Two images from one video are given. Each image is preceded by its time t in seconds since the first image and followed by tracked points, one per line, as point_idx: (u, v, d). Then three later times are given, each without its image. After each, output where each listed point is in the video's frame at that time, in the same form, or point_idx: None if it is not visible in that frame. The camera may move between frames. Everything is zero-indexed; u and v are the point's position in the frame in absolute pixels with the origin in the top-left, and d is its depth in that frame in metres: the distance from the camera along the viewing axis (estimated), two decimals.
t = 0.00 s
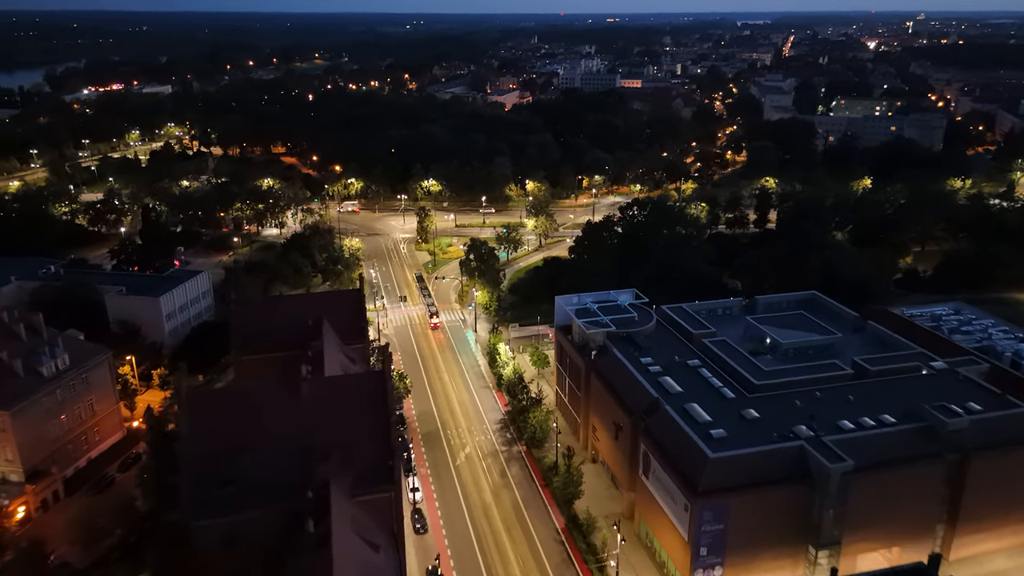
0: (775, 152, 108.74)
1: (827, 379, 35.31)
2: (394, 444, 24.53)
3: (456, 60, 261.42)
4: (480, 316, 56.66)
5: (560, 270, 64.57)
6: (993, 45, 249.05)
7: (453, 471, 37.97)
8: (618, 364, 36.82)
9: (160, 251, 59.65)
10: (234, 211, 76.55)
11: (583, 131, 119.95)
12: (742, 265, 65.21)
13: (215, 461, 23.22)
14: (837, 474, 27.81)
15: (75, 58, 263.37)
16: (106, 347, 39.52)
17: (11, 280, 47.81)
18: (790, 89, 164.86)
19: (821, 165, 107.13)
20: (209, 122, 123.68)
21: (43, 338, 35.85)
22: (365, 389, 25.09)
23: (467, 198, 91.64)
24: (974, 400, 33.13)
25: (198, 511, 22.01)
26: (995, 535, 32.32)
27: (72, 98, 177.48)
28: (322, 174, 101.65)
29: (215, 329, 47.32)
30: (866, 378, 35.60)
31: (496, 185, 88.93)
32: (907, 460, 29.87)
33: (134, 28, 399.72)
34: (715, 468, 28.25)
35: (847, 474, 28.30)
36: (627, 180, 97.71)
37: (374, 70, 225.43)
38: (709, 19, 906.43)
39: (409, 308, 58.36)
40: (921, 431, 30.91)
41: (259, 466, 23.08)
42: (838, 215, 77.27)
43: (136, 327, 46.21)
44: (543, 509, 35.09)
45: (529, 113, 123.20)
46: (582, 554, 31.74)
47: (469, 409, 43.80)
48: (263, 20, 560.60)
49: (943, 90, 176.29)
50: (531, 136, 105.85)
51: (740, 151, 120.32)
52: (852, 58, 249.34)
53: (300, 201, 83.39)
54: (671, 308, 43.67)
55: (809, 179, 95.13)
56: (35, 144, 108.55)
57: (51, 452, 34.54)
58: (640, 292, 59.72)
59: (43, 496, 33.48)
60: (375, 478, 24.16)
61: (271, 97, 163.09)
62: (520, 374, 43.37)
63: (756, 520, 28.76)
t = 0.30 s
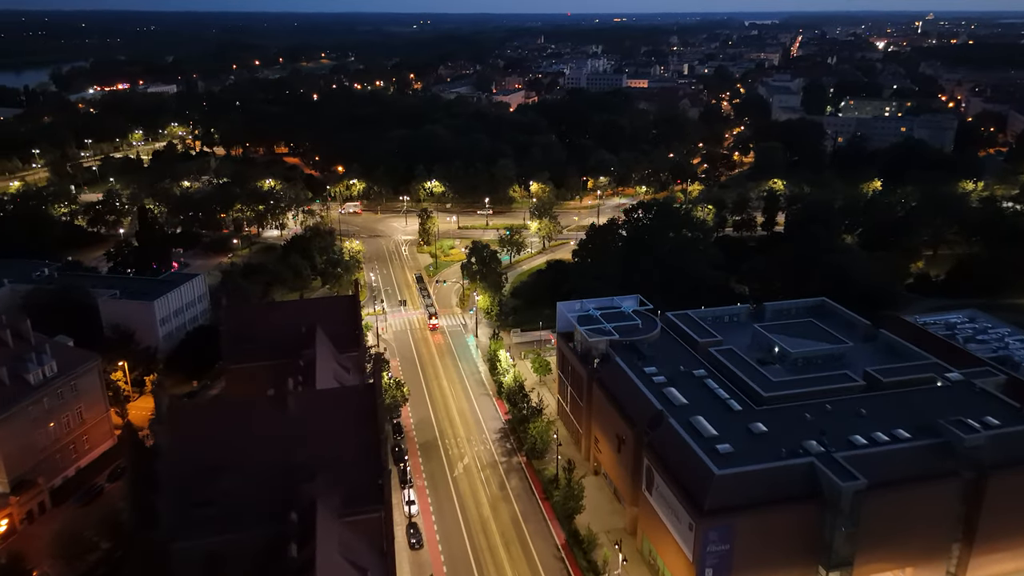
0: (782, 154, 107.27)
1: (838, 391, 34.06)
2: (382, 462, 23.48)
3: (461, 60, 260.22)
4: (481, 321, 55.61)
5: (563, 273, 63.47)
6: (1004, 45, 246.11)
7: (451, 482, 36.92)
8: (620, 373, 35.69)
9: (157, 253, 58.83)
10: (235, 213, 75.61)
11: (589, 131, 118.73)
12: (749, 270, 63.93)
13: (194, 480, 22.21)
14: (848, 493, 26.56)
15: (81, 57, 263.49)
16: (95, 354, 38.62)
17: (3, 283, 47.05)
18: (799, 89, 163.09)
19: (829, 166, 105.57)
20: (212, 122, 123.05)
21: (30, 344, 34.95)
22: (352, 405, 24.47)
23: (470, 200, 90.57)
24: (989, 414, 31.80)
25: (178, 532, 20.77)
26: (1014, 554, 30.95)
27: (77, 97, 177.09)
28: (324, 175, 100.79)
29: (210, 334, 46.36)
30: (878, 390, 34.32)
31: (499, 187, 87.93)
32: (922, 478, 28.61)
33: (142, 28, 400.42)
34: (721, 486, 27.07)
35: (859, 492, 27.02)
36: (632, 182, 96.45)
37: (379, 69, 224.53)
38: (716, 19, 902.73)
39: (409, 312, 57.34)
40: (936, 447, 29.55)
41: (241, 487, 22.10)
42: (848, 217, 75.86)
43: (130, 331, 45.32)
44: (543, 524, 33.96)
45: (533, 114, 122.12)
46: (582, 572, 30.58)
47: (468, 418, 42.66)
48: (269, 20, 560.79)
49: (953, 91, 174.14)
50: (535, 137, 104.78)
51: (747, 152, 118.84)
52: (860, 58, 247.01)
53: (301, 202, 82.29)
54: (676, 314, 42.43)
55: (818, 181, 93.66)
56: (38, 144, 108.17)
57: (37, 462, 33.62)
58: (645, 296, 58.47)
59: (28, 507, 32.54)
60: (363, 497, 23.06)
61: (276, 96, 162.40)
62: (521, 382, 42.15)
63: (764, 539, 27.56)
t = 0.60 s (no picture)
0: (791, 155, 105.78)
1: (849, 404, 32.77)
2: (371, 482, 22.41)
3: (467, 60, 259.11)
4: (483, 326, 54.55)
5: (567, 277, 62.37)
6: (1015, 44, 243.25)
7: (449, 495, 35.82)
8: (623, 384, 34.49)
9: (154, 255, 58.03)
10: (235, 214, 74.62)
11: (594, 132, 117.49)
12: (756, 274, 62.70)
13: (173, 501, 21.31)
14: (861, 514, 25.28)
15: (87, 57, 263.71)
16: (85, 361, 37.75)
17: None
18: (807, 89, 161.36)
19: (838, 167, 104.02)
20: (215, 122, 122.44)
21: (17, 352, 34.11)
22: (341, 421, 23.13)
23: (474, 201, 89.53)
24: (1009, 430, 30.39)
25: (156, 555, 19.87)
26: None
27: (82, 97, 176.91)
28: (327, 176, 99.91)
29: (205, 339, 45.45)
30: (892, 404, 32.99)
31: (503, 188, 86.91)
32: (938, 497, 27.30)
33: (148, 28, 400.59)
34: (727, 506, 25.87)
35: (874, 512, 25.76)
36: (637, 183, 95.22)
37: (384, 69, 223.73)
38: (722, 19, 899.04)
39: (409, 316, 56.34)
40: (954, 465, 28.21)
41: (222, 507, 21.22)
42: (858, 220, 74.49)
43: (124, 335, 44.42)
44: (543, 540, 32.80)
45: (538, 114, 121.03)
46: None
47: (468, 428, 41.52)
48: (276, 19, 561.11)
49: (964, 91, 171.94)
50: (540, 137, 103.66)
51: (755, 153, 117.36)
52: (869, 58, 244.75)
53: (303, 203, 81.34)
54: (682, 322, 41.21)
55: (826, 182, 92.19)
56: (40, 144, 107.78)
57: (24, 472, 32.73)
58: (650, 301, 57.26)
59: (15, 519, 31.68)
60: (349, 519, 22.03)
61: (280, 96, 161.79)
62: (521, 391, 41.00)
63: (773, 561, 26.34)
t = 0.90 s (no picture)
0: (800, 156, 104.25)
1: (864, 419, 31.48)
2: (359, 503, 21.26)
3: (473, 59, 258.13)
4: (484, 331, 53.50)
5: (571, 281, 61.15)
6: None
7: (446, 509, 34.70)
8: (627, 395, 33.30)
9: (150, 257, 57.01)
10: (235, 215, 74.12)
11: (600, 132, 116.28)
12: (765, 279, 61.39)
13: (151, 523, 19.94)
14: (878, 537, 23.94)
15: (94, 57, 264.29)
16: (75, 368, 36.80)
17: None
18: (816, 90, 159.68)
19: (848, 169, 102.48)
20: (220, 122, 121.90)
21: (4, 360, 33.25)
22: (328, 438, 22.32)
23: (478, 203, 88.47)
24: None
25: None
26: None
27: (87, 97, 176.90)
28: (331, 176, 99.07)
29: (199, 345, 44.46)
30: (908, 418, 31.66)
31: (508, 189, 85.85)
32: (957, 519, 26.01)
33: (156, 28, 401.43)
34: (736, 528, 24.64)
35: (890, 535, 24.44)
36: (644, 185, 93.97)
37: (390, 69, 222.97)
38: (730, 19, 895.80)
39: (410, 321, 55.28)
40: (973, 484, 26.91)
41: (204, 529, 20.05)
42: (868, 223, 72.98)
43: (117, 341, 43.60)
44: (543, 557, 31.65)
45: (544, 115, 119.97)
46: None
47: (468, 438, 40.40)
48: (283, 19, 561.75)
49: (975, 91, 169.77)
50: (545, 138, 102.57)
51: (764, 155, 115.85)
52: (879, 58, 242.81)
53: (305, 204, 80.43)
54: (688, 330, 39.98)
55: (836, 184, 90.69)
56: (43, 144, 107.46)
57: (10, 485, 31.80)
58: (656, 306, 55.96)
59: None
60: (337, 542, 20.89)
61: (284, 96, 161.12)
62: (523, 400, 39.87)
63: None
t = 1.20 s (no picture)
0: (809, 157, 102.69)
1: (879, 434, 30.19)
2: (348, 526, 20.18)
3: (479, 59, 257.09)
4: (486, 337, 52.40)
5: (575, 285, 59.89)
6: None
7: (444, 523, 33.57)
8: (632, 407, 32.13)
9: (147, 259, 56.17)
10: (237, 216, 73.30)
11: (606, 132, 114.96)
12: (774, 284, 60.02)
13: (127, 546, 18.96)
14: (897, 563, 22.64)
15: (100, 57, 264.52)
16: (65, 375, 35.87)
17: None
18: (825, 90, 157.89)
19: (858, 170, 100.89)
20: (223, 122, 121.23)
21: None
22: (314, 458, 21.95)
23: (482, 205, 87.37)
24: None
25: None
26: None
27: (92, 96, 176.66)
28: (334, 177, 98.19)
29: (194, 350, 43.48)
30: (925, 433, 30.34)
31: (512, 191, 84.72)
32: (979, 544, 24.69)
33: (164, 27, 401.80)
34: (745, 551, 23.43)
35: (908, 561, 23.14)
36: (650, 187, 92.68)
37: (396, 69, 222.19)
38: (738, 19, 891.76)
39: (411, 326, 54.23)
40: (995, 505, 25.60)
41: (183, 554, 18.98)
42: (880, 227, 71.32)
43: (111, 346, 42.65)
44: None
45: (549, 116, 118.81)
46: None
47: (468, 449, 39.27)
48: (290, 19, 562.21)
49: (987, 92, 167.59)
50: (550, 139, 101.41)
51: (772, 156, 114.28)
52: (888, 58, 240.52)
53: (307, 206, 79.51)
54: (696, 339, 38.72)
55: (846, 186, 89.12)
56: (46, 144, 107.01)
57: None
58: (663, 311, 54.59)
59: None
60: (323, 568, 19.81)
61: (290, 96, 160.39)
62: (524, 410, 38.70)
63: None
